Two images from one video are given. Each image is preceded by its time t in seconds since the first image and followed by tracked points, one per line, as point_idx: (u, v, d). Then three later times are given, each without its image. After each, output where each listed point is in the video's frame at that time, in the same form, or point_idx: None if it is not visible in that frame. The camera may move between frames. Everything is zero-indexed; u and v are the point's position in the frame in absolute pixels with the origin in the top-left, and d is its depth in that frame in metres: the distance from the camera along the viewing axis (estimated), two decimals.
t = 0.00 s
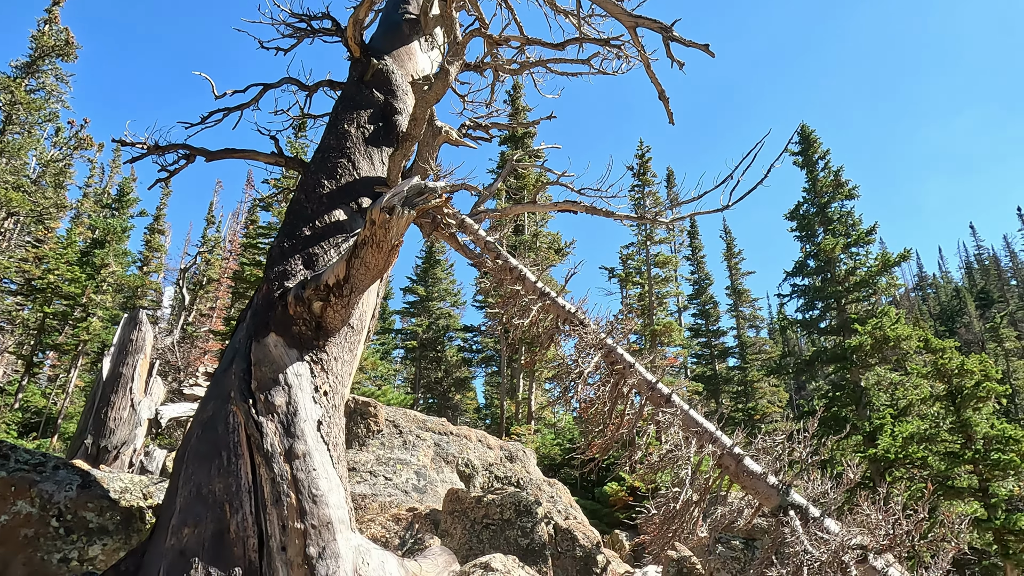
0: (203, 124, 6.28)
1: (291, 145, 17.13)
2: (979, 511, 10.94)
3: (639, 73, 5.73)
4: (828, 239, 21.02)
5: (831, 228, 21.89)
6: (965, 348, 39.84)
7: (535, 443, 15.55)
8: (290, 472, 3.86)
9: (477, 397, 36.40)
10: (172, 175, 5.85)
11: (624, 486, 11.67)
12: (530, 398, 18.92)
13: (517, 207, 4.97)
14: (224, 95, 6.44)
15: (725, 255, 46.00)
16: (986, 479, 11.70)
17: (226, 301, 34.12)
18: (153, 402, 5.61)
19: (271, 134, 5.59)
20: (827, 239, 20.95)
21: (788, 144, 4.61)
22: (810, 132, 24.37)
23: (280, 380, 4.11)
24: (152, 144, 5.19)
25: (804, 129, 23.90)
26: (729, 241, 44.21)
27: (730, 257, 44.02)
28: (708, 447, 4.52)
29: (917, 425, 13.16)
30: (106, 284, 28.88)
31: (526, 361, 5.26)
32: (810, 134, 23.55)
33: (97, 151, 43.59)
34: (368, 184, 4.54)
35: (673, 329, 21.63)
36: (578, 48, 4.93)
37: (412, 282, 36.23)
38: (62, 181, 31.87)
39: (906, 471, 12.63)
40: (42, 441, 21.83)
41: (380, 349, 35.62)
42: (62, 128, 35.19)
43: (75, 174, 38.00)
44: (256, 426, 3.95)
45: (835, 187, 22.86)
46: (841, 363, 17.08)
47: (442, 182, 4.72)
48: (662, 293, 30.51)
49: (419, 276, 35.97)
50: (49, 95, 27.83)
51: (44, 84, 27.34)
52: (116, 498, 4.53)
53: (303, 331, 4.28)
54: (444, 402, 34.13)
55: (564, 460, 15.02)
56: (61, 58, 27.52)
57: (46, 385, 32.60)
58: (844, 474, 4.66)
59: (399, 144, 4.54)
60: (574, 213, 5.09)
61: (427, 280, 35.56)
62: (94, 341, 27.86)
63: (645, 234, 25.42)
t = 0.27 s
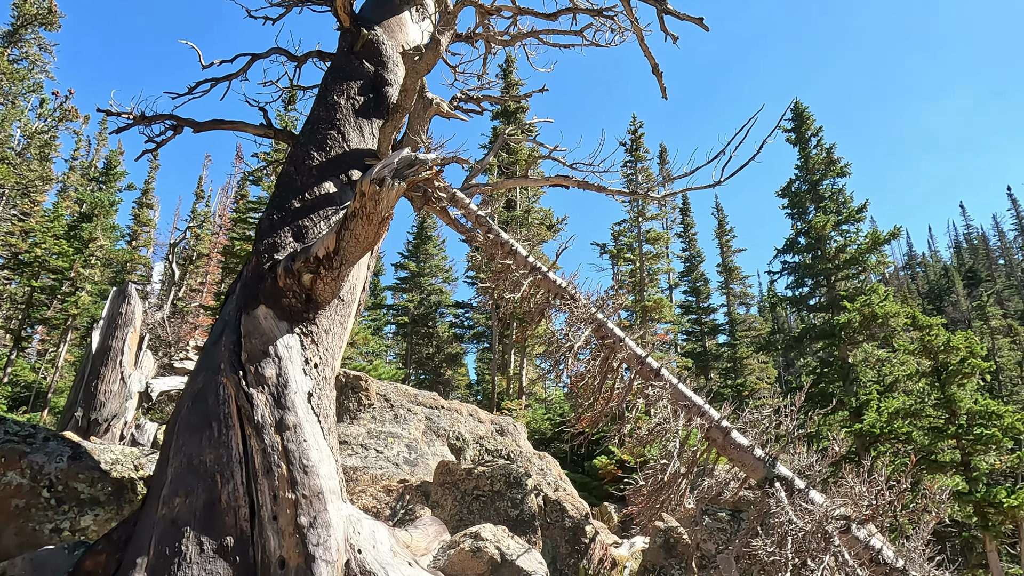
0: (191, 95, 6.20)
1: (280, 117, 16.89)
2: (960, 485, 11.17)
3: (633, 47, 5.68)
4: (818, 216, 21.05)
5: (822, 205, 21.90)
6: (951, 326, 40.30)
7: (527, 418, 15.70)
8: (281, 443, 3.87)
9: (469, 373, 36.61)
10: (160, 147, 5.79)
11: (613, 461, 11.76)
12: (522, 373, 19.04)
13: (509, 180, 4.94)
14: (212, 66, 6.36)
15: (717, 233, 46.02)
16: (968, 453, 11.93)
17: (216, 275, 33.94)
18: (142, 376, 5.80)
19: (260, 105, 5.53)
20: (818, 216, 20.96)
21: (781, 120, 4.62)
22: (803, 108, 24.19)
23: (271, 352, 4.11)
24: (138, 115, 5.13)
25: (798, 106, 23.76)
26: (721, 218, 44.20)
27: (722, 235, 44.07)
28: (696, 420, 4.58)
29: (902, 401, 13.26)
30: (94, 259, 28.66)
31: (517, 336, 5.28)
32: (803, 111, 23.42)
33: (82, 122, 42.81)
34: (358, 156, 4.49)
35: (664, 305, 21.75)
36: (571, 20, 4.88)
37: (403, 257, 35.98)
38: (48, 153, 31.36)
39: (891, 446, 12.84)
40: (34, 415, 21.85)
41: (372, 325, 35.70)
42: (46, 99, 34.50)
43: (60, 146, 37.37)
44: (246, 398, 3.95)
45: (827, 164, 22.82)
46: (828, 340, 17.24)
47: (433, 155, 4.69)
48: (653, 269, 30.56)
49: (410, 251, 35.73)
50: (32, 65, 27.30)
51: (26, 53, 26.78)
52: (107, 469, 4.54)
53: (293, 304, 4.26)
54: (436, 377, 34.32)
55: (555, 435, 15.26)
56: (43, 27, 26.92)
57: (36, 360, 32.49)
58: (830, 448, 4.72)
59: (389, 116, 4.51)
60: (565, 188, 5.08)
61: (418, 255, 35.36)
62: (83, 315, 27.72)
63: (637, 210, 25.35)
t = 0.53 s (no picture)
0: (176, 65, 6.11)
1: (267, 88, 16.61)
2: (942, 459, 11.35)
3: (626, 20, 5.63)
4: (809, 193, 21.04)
5: (813, 182, 21.88)
6: (938, 304, 40.64)
7: (516, 393, 15.78)
8: (269, 414, 3.87)
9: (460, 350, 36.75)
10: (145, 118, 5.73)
11: (602, 435, 11.81)
12: (512, 348, 19.10)
13: (499, 154, 4.92)
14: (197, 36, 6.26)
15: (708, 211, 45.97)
16: (952, 428, 12.13)
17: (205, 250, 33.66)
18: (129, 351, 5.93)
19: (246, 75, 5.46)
20: (809, 194, 20.95)
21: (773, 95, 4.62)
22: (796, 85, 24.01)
23: (258, 325, 4.09)
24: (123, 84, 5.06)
25: (791, 83, 23.59)
26: (712, 195, 44.12)
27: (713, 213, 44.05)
28: (684, 394, 4.63)
29: (888, 377, 13.46)
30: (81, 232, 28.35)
31: (508, 312, 5.28)
32: (796, 87, 23.26)
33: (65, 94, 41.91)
34: (346, 128, 4.44)
35: (654, 283, 21.81)
36: None
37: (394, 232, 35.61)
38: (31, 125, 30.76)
39: (876, 422, 12.99)
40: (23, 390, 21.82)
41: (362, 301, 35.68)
42: (27, 70, 33.71)
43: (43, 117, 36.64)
44: (234, 370, 3.94)
45: (819, 141, 22.76)
46: (817, 317, 17.35)
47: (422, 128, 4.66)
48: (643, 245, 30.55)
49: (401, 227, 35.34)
50: (13, 34, 26.66)
51: (6, 21, 26.14)
52: (96, 442, 4.55)
53: (281, 276, 4.24)
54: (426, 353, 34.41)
55: (545, 410, 15.44)
56: None
57: (24, 335, 32.24)
58: (815, 422, 4.78)
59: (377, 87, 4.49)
60: (556, 162, 5.07)
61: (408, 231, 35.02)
62: (70, 290, 27.48)
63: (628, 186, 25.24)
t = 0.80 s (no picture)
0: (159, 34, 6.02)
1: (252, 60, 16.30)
2: (926, 434, 11.51)
3: None
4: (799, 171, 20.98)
5: (803, 159, 21.81)
6: (924, 283, 41.04)
7: (505, 368, 15.83)
8: (256, 387, 3.87)
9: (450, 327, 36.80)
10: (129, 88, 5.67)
11: (590, 410, 11.86)
12: (502, 324, 19.13)
13: (489, 128, 4.87)
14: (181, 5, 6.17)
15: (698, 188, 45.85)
16: (935, 404, 12.30)
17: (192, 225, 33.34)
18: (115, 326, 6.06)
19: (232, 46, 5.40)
20: (799, 171, 20.89)
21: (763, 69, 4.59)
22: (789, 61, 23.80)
23: (244, 298, 4.08)
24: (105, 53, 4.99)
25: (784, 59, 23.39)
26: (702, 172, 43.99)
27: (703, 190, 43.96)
28: (671, 368, 4.66)
29: (874, 353, 13.50)
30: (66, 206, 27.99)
31: (498, 288, 5.27)
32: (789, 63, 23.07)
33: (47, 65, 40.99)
34: (333, 99, 4.40)
35: (644, 259, 21.81)
36: None
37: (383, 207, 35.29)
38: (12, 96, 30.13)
39: (861, 398, 13.11)
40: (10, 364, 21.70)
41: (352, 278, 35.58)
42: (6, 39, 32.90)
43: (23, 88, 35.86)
44: (220, 342, 3.93)
45: (810, 118, 22.65)
46: (805, 294, 17.42)
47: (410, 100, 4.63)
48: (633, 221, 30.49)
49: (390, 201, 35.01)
50: None
51: None
52: (82, 415, 4.54)
53: (267, 249, 4.22)
54: (416, 330, 34.42)
55: (534, 385, 15.59)
56: None
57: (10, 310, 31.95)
58: (801, 396, 4.82)
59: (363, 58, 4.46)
60: (546, 136, 5.04)
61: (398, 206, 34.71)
62: (56, 264, 27.20)
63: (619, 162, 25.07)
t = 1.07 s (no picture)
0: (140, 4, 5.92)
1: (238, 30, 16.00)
2: (908, 411, 11.69)
3: None
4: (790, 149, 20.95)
5: (794, 137, 21.78)
6: (910, 263, 41.43)
7: (495, 346, 15.89)
8: (242, 361, 3.86)
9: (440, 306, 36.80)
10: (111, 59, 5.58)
11: (578, 386, 11.94)
12: (491, 302, 19.17)
13: (478, 102, 4.81)
14: None
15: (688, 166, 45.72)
16: (918, 380, 12.47)
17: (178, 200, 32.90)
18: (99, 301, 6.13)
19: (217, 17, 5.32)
20: (789, 149, 20.85)
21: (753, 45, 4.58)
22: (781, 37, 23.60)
23: (229, 272, 4.05)
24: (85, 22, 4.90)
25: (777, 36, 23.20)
26: (693, 150, 43.84)
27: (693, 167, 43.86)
28: (659, 344, 4.69)
29: (859, 330, 13.53)
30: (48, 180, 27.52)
31: (487, 265, 5.28)
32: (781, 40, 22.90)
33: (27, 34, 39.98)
34: (319, 71, 4.35)
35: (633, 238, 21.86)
36: None
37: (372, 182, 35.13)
38: None
39: (846, 374, 13.28)
40: None
41: (341, 255, 35.45)
42: None
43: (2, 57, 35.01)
44: (205, 317, 3.91)
45: (801, 97, 22.57)
46: (793, 272, 17.51)
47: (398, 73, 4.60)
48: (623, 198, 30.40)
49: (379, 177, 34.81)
50: None
51: None
52: (67, 388, 4.53)
53: (252, 222, 4.18)
54: (405, 307, 34.35)
55: (522, 361, 15.68)
56: None
57: None
58: (786, 373, 4.86)
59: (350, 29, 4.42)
60: (536, 111, 5.01)
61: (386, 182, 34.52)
62: (39, 238, 26.82)
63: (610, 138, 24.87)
